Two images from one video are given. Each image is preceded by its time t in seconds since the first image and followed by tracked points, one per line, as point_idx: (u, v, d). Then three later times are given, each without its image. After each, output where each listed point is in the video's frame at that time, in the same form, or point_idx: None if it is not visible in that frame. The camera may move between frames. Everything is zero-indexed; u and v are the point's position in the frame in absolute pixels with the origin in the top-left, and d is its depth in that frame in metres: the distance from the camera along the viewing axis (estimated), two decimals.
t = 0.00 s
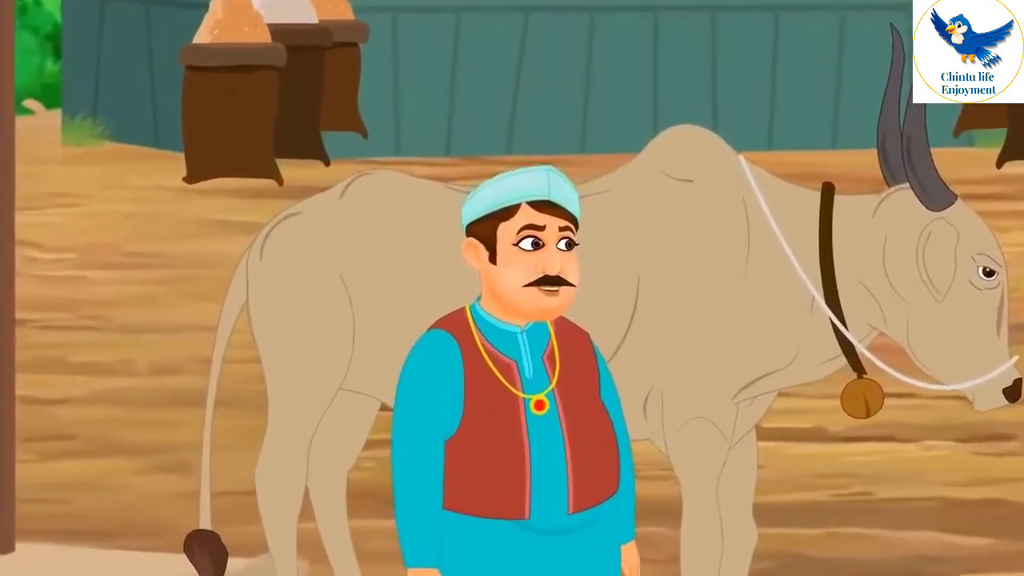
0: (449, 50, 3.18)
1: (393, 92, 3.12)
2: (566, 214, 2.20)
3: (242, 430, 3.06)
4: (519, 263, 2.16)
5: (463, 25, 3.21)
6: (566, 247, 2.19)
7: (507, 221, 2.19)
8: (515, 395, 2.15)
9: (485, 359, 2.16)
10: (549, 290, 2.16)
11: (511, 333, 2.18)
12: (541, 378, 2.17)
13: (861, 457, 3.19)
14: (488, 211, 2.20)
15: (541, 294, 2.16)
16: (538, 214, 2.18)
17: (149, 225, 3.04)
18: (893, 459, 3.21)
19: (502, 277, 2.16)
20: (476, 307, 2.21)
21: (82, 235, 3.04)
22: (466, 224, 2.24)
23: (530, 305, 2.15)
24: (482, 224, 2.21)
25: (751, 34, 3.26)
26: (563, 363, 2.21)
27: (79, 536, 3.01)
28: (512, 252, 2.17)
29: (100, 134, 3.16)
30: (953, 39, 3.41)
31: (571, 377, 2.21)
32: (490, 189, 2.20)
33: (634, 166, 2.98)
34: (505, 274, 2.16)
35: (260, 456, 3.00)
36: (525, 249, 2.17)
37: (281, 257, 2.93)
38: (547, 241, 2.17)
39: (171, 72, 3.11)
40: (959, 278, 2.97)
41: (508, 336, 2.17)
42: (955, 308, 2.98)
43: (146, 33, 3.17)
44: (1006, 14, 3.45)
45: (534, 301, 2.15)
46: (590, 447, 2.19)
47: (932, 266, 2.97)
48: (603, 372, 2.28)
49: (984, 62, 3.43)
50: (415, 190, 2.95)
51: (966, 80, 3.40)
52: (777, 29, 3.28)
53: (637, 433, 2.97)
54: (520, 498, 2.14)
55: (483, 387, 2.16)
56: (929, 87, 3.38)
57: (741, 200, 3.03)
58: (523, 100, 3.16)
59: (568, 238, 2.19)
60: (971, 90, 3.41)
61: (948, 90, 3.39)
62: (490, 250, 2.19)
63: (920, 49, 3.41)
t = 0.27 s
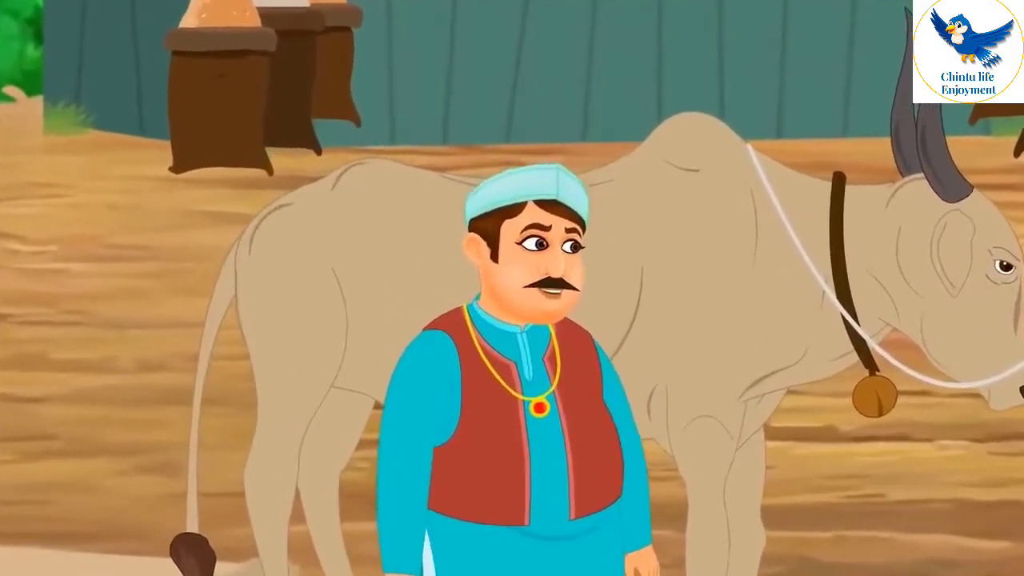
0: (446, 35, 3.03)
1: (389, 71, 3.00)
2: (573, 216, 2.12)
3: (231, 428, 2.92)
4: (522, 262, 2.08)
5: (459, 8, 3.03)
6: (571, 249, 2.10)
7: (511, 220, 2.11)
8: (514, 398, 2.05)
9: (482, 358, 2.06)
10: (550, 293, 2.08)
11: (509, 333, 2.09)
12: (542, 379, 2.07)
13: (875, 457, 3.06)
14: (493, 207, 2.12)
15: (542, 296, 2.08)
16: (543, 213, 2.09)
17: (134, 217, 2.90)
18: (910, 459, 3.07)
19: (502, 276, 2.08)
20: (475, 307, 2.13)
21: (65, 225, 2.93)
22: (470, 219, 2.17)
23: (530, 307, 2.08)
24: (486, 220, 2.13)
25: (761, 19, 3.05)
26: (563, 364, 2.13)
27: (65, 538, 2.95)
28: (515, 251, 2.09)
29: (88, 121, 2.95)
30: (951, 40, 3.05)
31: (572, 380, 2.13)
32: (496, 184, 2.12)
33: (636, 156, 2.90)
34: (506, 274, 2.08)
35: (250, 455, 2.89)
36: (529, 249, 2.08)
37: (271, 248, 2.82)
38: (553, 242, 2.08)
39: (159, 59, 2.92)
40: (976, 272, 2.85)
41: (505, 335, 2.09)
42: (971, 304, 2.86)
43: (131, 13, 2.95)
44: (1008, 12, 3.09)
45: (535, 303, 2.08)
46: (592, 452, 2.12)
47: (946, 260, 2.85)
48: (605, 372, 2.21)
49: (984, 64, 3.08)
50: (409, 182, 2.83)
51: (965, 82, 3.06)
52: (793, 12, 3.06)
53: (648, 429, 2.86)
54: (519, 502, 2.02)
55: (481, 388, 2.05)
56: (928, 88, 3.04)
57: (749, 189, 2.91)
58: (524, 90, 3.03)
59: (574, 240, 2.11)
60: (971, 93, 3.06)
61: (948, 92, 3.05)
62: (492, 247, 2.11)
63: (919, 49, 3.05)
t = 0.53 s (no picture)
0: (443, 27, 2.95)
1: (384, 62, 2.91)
2: (575, 193, 2.03)
3: (220, 428, 2.83)
4: (524, 246, 1.98)
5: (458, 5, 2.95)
6: (576, 229, 2.00)
7: (511, 201, 2.01)
8: (518, 390, 1.95)
9: (485, 348, 1.96)
10: (557, 275, 1.99)
11: (513, 320, 2.00)
12: (547, 371, 1.98)
13: (886, 457, 2.97)
14: (492, 189, 2.02)
15: (547, 278, 1.98)
16: (545, 192, 2.00)
17: (120, 209, 2.83)
18: (922, 460, 2.98)
19: (505, 261, 1.99)
20: (478, 294, 2.04)
21: (51, 220, 2.86)
22: (469, 202, 2.07)
23: (535, 291, 1.98)
24: (486, 203, 2.04)
25: (762, 19, 2.96)
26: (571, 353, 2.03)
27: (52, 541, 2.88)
28: (517, 234, 1.99)
29: (74, 110, 2.88)
30: (951, 40, 2.96)
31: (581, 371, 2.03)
32: (494, 165, 2.02)
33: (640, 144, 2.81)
34: (509, 258, 1.99)
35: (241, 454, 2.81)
36: (531, 231, 1.99)
37: (263, 241, 2.73)
38: (556, 223, 1.99)
39: (146, 47, 2.86)
40: (989, 263, 2.77)
41: (509, 324, 1.99)
42: (986, 295, 2.79)
43: None
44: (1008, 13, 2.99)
45: (540, 287, 1.98)
46: (601, 446, 2.01)
47: (961, 251, 2.76)
48: (615, 362, 2.11)
49: (985, 65, 2.98)
50: (406, 172, 2.74)
51: (965, 81, 2.95)
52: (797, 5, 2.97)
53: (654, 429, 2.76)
54: (520, 503, 1.94)
55: (483, 381, 1.96)
56: (928, 88, 2.91)
57: (756, 180, 2.83)
58: (523, 83, 2.94)
59: (578, 219, 2.01)
60: (972, 94, 2.96)
61: (948, 91, 2.93)
62: (493, 232, 2.02)
63: (919, 48, 2.95)
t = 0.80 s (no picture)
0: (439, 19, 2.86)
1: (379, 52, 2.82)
2: (577, 182, 1.89)
3: (209, 427, 2.74)
4: (524, 236, 1.86)
5: None
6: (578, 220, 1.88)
7: (510, 190, 1.88)
8: (518, 387, 1.84)
9: (484, 343, 1.84)
10: (558, 268, 1.86)
11: (513, 315, 1.87)
12: (548, 367, 1.86)
13: (897, 457, 2.88)
14: (490, 177, 1.89)
15: (549, 271, 1.86)
16: (546, 181, 1.86)
17: (104, 200, 2.75)
18: (935, 460, 2.90)
19: (504, 253, 1.86)
20: (475, 288, 1.91)
21: (33, 211, 2.76)
22: (465, 191, 1.94)
23: (536, 283, 1.86)
24: (484, 193, 1.90)
25: (769, 18, 2.90)
26: (573, 355, 1.91)
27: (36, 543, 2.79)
28: (516, 225, 1.86)
29: (56, 98, 2.83)
30: (951, 41, 2.86)
31: (583, 367, 1.92)
32: (492, 152, 1.89)
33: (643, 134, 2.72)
34: (508, 250, 1.86)
35: (230, 454, 2.72)
36: (530, 221, 1.86)
37: (251, 233, 2.63)
38: (557, 213, 1.86)
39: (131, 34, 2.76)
40: (1006, 253, 2.67)
41: (509, 318, 1.87)
42: (1003, 286, 2.68)
43: None
44: (1008, 12, 2.86)
45: (541, 279, 1.85)
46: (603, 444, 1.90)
47: (975, 242, 2.65)
48: (618, 358, 2.00)
49: (984, 65, 2.87)
50: (400, 162, 2.64)
51: (965, 81, 2.85)
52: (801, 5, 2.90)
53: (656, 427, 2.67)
54: (519, 504, 1.83)
55: (481, 375, 1.84)
56: (928, 88, 2.83)
57: (763, 171, 2.73)
58: (523, 72, 2.88)
59: (580, 209, 1.89)
60: (971, 94, 2.86)
61: (947, 92, 2.82)
62: (491, 223, 1.89)
63: (919, 48, 2.87)
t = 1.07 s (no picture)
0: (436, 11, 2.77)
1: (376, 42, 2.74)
2: (579, 173, 1.80)
3: (198, 426, 2.66)
4: (523, 229, 1.75)
5: None
6: (578, 211, 1.79)
7: (510, 181, 1.78)
8: (517, 385, 1.74)
9: (482, 340, 1.75)
10: (559, 262, 1.76)
11: (512, 309, 1.79)
12: (549, 364, 1.77)
13: (910, 457, 2.79)
14: (490, 168, 1.79)
15: (549, 264, 1.75)
16: (547, 172, 1.77)
17: (90, 191, 2.66)
18: (950, 460, 2.81)
19: (503, 246, 1.76)
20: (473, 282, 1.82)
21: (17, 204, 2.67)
22: (463, 182, 1.85)
23: (535, 278, 1.75)
24: (483, 183, 1.80)
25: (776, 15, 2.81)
26: (574, 350, 1.82)
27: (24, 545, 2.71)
28: (515, 216, 1.76)
29: (40, 86, 2.73)
30: (951, 41, 2.78)
31: (584, 365, 1.82)
32: (491, 141, 1.79)
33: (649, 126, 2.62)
34: (507, 244, 1.76)
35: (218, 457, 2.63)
36: (530, 213, 1.76)
37: (241, 225, 2.53)
38: (557, 205, 1.76)
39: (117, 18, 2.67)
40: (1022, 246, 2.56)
41: (507, 313, 1.78)
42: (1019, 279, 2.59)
43: None
44: (1009, 11, 2.77)
45: (540, 273, 1.75)
46: (606, 443, 1.80)
47: (990, 234, 2.55)
48: (620, 357, 1.91)
49: (985, 64, 2.76)
50: (395, 151, 2.55)
51: (965, 80, 2.75)
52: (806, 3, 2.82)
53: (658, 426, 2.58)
54: (519, 507, 1.72)
55: (478, 373, 1.74)
56: (928, 88, 2.77)
57: (771, 161, 2.64)
58: (521, 67, 2.79)
59: (581, 201, 1.79)
60: (971, 93, 2.74)
61: (947, 92, 2.75)
62: (489, 215, 1.79)
63: (918, 49, 2.79)
